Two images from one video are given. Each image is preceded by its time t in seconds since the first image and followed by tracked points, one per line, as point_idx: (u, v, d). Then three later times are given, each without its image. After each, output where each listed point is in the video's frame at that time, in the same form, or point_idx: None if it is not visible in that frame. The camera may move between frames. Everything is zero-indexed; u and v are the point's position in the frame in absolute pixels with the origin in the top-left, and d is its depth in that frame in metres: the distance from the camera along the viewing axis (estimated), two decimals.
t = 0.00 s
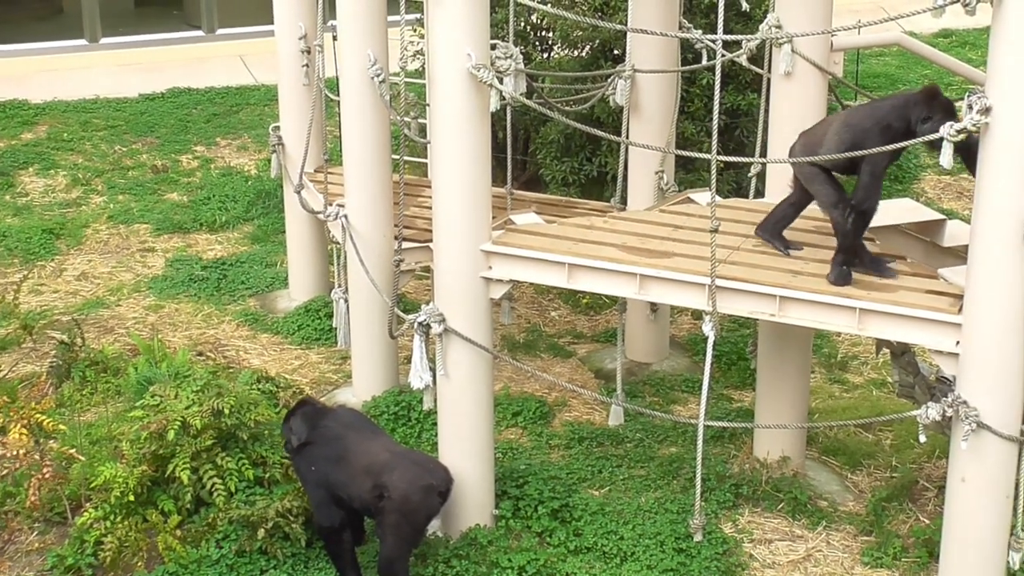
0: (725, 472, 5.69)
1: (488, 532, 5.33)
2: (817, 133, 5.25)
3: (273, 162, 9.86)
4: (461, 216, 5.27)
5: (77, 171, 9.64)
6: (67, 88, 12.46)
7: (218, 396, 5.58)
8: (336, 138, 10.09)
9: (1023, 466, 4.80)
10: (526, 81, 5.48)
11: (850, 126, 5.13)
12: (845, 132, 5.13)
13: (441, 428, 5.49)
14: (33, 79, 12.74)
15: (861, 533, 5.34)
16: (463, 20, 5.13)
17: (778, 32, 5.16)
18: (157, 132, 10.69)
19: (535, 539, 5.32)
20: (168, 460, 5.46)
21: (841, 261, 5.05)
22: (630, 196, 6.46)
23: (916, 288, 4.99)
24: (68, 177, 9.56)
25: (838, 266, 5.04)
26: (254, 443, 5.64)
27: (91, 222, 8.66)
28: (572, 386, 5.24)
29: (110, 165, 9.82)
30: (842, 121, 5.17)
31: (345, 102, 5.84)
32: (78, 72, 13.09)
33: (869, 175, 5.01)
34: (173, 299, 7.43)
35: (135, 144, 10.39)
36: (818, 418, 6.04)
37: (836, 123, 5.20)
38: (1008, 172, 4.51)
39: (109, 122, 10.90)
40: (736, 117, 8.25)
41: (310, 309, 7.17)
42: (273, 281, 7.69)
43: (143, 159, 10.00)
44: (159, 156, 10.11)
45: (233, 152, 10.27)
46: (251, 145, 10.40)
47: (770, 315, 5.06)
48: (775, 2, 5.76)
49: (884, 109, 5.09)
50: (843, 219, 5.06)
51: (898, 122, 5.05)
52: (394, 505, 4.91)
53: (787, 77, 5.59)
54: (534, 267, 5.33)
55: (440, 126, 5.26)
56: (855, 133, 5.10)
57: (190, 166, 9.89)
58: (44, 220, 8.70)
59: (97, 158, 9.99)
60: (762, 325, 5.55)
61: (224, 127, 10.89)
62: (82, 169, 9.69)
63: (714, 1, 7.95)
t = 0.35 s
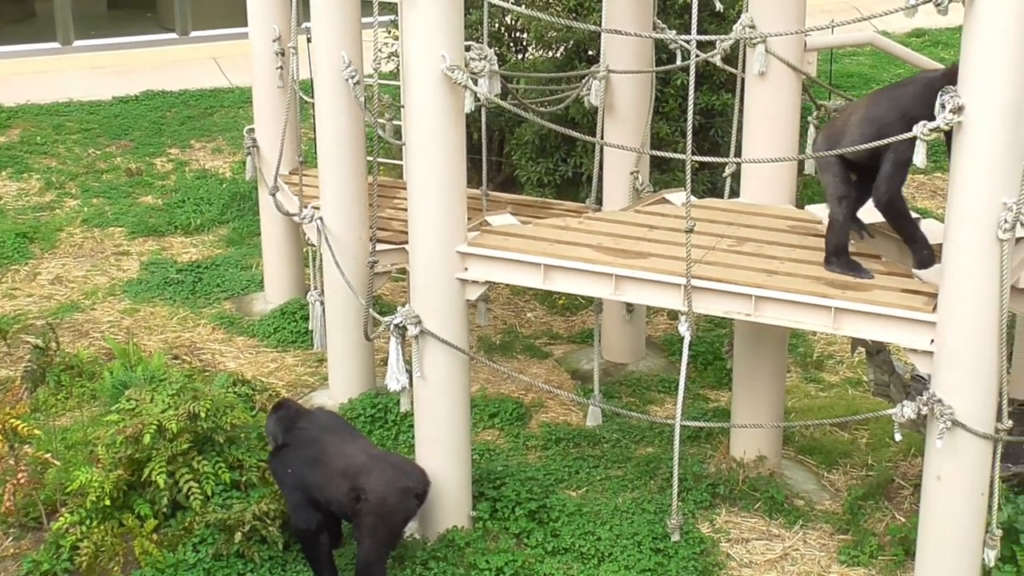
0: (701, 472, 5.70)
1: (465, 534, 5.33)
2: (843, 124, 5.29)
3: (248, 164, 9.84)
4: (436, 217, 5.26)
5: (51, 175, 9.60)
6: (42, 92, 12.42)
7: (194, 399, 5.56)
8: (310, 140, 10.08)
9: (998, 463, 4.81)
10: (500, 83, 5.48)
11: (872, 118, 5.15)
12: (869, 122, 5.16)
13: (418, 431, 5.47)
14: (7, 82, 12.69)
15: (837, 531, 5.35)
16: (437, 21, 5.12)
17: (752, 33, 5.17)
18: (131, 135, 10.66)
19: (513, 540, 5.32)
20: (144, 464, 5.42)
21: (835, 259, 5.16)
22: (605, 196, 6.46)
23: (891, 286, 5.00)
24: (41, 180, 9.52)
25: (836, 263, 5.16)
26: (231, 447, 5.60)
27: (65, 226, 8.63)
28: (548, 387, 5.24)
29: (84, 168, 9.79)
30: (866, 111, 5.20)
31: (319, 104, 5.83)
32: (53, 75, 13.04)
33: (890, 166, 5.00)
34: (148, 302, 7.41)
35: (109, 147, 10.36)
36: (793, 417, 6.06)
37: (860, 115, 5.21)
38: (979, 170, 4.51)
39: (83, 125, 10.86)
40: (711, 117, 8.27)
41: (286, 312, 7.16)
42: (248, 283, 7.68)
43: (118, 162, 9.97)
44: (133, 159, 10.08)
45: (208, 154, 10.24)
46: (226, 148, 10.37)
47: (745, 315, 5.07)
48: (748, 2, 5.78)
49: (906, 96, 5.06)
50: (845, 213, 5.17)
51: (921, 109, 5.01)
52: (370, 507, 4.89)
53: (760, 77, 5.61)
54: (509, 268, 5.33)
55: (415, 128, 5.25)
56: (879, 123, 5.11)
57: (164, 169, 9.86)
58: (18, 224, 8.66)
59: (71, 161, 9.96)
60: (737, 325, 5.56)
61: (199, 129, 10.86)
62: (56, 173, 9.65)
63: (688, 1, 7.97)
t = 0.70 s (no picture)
0: (678, 474, 5.71)
1: (442, 539, 5.33)
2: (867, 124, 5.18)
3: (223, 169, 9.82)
4: (413, 222, 5.26)
5: (25, 181, 9.57)
6: (17, 97, 12.38)
7: (170, 405, 5.55)
8: (286, 145, 10.07)
9: (973, 464, 4.83)
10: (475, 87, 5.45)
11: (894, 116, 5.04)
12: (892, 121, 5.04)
13: (395, 435, 5.46)
14: None
15: (813, 533, 5.36)
16: (412, 25, 5.11)
17: (725, 38, 5.21)
18: (106, 140, 10.63)
19: (490, 545, 5.31)
20: (120, 471, 5.40)
21: (813, 262, 5.18)
22: (581, 200, 6.48)
23: (866, 289, 5.01)
24: (16, 186, 9.49)
25: (813, 265, 5.18)
26: (207, 452, 5.57)
27: (40, 232, 8.60)
28: (525, 391, 5.23)
29: (58, 175, 9.76)
30: (888, 111, 5.08)
31: (296, 108, 5.83)
32: (27, 81, 13.00)
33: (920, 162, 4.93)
34: (124, 308, 7.40)
35: (84, 153, 10.34)
36: (770, 420, 6.07)
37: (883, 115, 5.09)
38: (953, 171, 4.51)
39: (57, 131, 10.83)
40: (686, 120, 8.29)
41: (262, 316, 7.16)
42: (224, 288, 7.67)
43: (93, 168, 9.94)
44: (108, 164, 10.05)
45: (183, 160, 10.22)
46: (201, 153, 10.35)
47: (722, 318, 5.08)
48: (721, 5, 5.79)
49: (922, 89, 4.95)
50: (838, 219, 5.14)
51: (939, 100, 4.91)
52: (346, 512, 4.89)
53: (736, 80, 5.62)
54: (486, 273, 5.32)
55: (390, 132, 5.24)
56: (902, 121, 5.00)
57: (140, 174, 9.84)
58: None
59: (45, 167, 9.93)
60: (712, 328, 5.57)
61: (174, 135, 10.84)
62: (30, 179, 9.62)
63: (662, 4, 7.99)
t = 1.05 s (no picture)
0: (650, 482, 5.71)
1: (414, 548, 5.31)
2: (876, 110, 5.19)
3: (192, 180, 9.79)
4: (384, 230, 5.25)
5: None
6: None
7: (140, 416, 5.50)
8: (255, 155, 10.04)
9: (944, 468, 4.84)
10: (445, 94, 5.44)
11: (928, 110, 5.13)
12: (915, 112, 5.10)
13: (367, 444, 5.45)
14: None
15: (786, 539, 5.37)
16: (381, 34, 5.11)
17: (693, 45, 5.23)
18: (75, 151, 10.58)
19: (463, 554, 5.30)
20: (90, 484, 5.34)
21: (816, 244, 5.23)
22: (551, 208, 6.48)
23: (836, 294, 5.03)
24: None
25: (815, 247, 5.24)
26: (177, 464, 5.52)
27: (7, 244, 8.55)
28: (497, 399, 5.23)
29: (26, 186, 9.70)
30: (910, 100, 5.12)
31: (265, 117, 5.82)
32: None
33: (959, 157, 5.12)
34: (93, 319, 7.36)
35: (52, 163, 10.29)
36: (741, 427, 6.09)
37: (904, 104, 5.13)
38: (921, 177, 4.54)
39: (25, 142, 10.77)
40: (656, 128, 8.31)
41: (233, 327, 7.13)
42: (194, 299, 7.64)
43: (61, 179, 9.88)
44: (76, 175, 10.00)
45: (153, 170, 10.18)
46: (170, 163, 10.31)
47: (692, 325, 5.09)
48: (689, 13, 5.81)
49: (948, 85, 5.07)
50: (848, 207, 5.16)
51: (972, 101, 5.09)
52: (315, 521, 4.88)
53: (705, 87, 5.64)
54: (457, 281, 5.32)
55: (360, 141, 5.23)
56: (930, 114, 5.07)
57: (108, 185, 9.79)
58: None
59: (12, 178, 9.87)
60: (683, 334, 5.58)
61: (142, 145, 10.80)
62: None
63: (631, 13, 8.02)
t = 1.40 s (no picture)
0: (611, 498, 5.72)
1: (375, 568, 5.29)
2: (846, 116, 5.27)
3: (147, 200, 9.74)
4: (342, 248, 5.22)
5: None
6: None
7: (96, 439, 5.47)
8: (211, 175, 10.01)
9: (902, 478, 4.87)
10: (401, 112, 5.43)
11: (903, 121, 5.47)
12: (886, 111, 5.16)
13: (326, 464, 5.42)
14: None
15: (747, 553, 5.38)
16: (337, 52, 5.10)
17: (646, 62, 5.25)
18: (28, 173, 10.51)
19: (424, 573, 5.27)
20: (45, 509, 5.25)
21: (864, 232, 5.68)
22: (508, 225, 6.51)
23: (793, 308, 5.05)
24: None
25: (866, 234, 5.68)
26: (135, 487, 5.46)
27: None
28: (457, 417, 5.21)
29: None
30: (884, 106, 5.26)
31: (221, 136, 5.79)
32: None
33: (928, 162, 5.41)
34: (48, 342, 7.30)
35: (5, 186, 10.21)
36: (701, 441, 6.11)
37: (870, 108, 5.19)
38: (875, 190, 4.56)
39: None
40: (612, 144, 8.35)
41: (190, 348, 7.10)
42: (151, 320, 7.59)
43: (14, 201, 9.80)
44: (30, 197, 9.93)
45: (107, 191, 10.12)
46: (125, 183, 10.26)
47: (651, 340, 5.11)
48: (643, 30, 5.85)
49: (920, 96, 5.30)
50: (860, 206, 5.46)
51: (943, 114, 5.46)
52: (267, 540, 4.86)
53: (660, 104, 5.67)
54: (415, 299, 5.31)
55: (317, 159, 5.20)
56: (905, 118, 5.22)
57: (62, 207, 9.73)
58: None
59: None
60: (642, 350, 5.59)
61: (96, 166, 10.74)
62: None
63: (586, 30, 8.06)
